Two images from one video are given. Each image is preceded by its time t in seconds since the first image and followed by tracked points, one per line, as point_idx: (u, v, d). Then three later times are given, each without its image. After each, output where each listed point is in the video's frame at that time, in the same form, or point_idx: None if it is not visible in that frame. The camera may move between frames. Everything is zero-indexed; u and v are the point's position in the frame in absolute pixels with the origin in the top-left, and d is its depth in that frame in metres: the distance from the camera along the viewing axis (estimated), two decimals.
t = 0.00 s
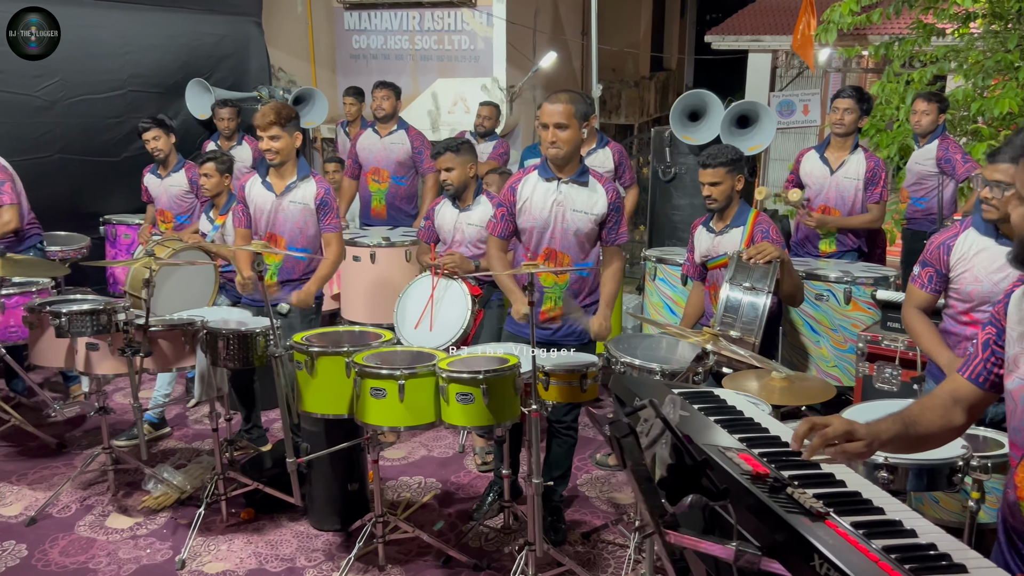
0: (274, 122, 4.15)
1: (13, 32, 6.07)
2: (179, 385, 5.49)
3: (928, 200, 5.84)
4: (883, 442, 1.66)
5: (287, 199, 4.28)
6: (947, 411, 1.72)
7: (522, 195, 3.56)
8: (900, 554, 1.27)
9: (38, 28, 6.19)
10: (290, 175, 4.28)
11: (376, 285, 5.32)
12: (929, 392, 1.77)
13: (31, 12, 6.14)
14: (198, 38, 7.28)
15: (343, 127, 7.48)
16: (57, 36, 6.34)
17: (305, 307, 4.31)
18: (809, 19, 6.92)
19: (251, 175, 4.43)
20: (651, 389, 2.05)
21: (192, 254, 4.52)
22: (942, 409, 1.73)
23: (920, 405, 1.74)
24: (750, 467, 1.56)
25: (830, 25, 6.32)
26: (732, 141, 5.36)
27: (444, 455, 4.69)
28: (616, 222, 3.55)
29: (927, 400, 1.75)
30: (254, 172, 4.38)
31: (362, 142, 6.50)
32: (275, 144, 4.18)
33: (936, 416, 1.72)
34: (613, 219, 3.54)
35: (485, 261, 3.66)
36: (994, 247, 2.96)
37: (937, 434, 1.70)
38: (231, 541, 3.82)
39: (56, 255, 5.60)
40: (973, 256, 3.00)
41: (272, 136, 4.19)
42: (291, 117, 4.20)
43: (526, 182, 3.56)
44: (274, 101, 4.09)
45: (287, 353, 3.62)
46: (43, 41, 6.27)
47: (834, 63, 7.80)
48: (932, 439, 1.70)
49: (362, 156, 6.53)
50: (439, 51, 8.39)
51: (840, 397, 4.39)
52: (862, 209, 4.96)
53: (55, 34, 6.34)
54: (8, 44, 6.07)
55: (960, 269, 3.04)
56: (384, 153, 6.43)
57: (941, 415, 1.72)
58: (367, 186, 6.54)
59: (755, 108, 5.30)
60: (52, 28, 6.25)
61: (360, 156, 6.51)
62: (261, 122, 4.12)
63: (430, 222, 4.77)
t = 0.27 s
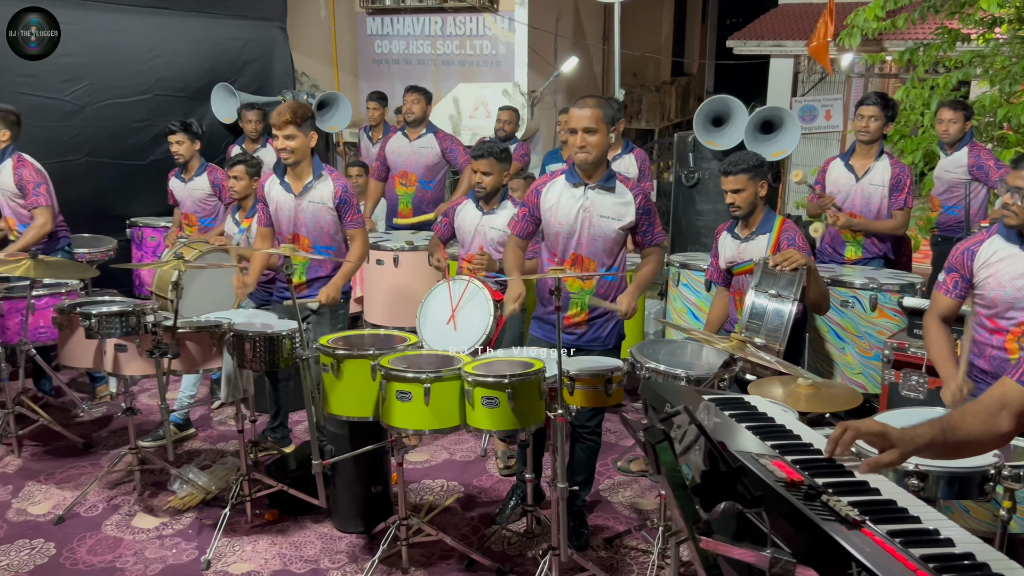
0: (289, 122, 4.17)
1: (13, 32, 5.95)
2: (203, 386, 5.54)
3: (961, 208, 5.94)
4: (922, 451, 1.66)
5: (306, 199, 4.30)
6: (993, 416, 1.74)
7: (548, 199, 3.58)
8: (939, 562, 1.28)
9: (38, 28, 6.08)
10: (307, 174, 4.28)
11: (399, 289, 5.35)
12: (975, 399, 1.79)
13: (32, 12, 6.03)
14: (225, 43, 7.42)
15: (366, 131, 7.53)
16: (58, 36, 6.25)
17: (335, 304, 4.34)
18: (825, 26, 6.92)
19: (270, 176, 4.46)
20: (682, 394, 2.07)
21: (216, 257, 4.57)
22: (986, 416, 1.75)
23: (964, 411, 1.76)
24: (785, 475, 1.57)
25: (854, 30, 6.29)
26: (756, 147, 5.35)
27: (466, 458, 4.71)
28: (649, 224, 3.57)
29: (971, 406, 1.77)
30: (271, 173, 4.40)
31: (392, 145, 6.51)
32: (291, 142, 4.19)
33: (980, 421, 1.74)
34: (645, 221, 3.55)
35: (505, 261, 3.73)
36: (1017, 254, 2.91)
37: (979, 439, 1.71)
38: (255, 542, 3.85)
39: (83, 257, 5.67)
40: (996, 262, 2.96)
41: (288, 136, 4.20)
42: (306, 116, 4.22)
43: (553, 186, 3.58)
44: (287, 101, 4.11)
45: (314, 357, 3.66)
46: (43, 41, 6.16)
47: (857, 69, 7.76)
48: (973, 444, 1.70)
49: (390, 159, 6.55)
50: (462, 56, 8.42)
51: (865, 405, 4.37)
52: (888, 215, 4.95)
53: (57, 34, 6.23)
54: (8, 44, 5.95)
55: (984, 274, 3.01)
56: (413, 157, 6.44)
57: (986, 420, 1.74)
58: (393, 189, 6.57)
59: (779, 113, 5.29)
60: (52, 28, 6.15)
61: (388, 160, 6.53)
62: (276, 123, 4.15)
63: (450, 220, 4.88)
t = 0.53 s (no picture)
0: (316, 130, 4.15)
1: (13, 32, 5.79)
2: (225, 388, 5.58)
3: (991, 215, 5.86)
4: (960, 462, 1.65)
5: (331, 204, 4.32)
6: None
7: (573, 205, 3.58)
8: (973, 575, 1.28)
9: (38, 28, 5.92)
10: (334, 179, 4.31)
11: (420, 293, 5.37)
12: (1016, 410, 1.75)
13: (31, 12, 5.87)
14: (251, 48, 7.59)
15: (387, 136, 7.58)
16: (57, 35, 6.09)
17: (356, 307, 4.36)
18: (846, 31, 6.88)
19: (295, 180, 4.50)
20: (708, 399, 2.08)
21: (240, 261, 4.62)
22: None
23: (1004, 423, 1.73)
24: (816, 482, 1.58)
25: (877, 36, 6.25)
26: (779, 152, 5.33)
27: (486, 463, 4.71)
28: (669, 233, 3.54)
29: (1013, 418, 1.73)
30: (298, 178, 4.44)
31: (417, 149, 6.54)
32: (319, 151, 4.19)
33: (1021, 433, 1.70)
34: (666, 230, 3.53)
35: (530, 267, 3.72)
36: None
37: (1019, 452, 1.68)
38: (278, 544, 3.87)
39: (108, 259, 5.73)
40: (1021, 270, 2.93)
41: (315, 143, 4.19)
42: (334, 123, 4.19)
43: (578, 193, 3.58)
44: (315, 111, 4.06)
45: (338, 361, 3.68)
46: (43, 41, 6.01)
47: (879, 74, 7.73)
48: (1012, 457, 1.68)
49: (415, 161, 6.57)
50: (482, 61, 8.45)
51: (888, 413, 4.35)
52: (914, 222, 4.94)
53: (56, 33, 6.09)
54: (8, 44, 5.79)
55: (1011, 283, 2.97)
56: (438, 161, 6.46)
57: None
58: (420, 192, 6.60)
59: (802, 118, 5.28)
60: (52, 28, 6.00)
61: (415, 163, 6.55)
62: (304, 132, 4.13)
63: (471, 223, 4.90)
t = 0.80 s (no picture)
0: (338, 130, 4.22)
1: (13, 32, 5.67)
2: (246, 391, 5.62)
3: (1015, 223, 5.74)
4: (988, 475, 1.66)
5: (353, 207, 4.36)
6: None
7: (592, 211, 3.59)
8: None
9: (38, 28, 5.81)
10: (353, 182, 4.34)
11: (439, 297, 5.39)
12: None
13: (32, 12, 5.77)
14: (272, 54, 7.67)
15: (407, 141, 7.62)
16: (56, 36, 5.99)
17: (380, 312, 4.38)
18: (869, 36, 6.84)
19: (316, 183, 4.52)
20: (733, 407, 2.09)
21: (260, 264, 4.65)
22: None
23: None
24: (844, 493, 1.59)
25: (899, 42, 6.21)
26: (800, 159, 5.32)
27: (505, 467, 4.72)
28: (690, 240, 3.58)
29: None
30: (318, 180, 4.46)
31: (442, 155, 6.59)
32: (339, 151, 4.25)
33: None
34: (687, 237, 3.56)
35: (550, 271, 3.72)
36: None
37: None
38: (299, 546, 3.90)
39: (132, 263, 5.79)
40: None
41: (336, 144, 4.25)
42: (354, 124, 4.27)
43: (597, 198, 3.59)
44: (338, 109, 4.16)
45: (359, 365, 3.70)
46: (43, 41, 5.90)
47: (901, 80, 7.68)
48: None
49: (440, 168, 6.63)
50: (501, 66, 8.47)
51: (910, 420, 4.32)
52: (936, 229, 4.93)
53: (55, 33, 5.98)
54: (8, 44, 5.67)
55: None
56: (462, 167, 6.50)
57: None
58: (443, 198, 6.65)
59: (823, 125, 5.27)
60: (52, 28, 5.90)
61: (440, 168, 6.60)
62: (326, 131, 4.21)
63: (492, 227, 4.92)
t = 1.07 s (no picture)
0: (366, 142, 4.24)
1: (14, 32, 5.56)
2: (267, 393, 5.67)
3: None
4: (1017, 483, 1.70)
5: (381, 215, 4.39)
6: None
7: (611, 215, 3.59)
8: None
9: (37, 28, 5.74)
10: (383, 190, 4.39)
11: (459, 301, 5.41)
12: None
13: (31, 11, 5.67)
14: (294, 58, 7.75)
15: (428, 145, 7.66)
16: (56, 36, 5.89)
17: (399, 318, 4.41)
18: (893, 38, 6.78)
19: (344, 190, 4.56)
20: (758, 413, 2.12)
21: (284, 268, 4.70)
22: None
23: None
24: (871, 500, 1.65)
25: (922, 46, 6.17)
26: (822, 164, 5.31)
27: (525, 471, 4.74)
28: (708, 244, 3.57)
29: None
30: (347, 186, 4.50)
31: (468, 161, 6.62)
32: (369, 162, 4.28)
33: None
34: (705, 241, 3.56)
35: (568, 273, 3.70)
36: None
37: None
38: (320, 548, 3.92)
39: (156, 265, 5.85)
40: None
41: (365, 155, 4.28)
42: (382, 135, 4.28)
43: (616, 203, 3.59)
44: (364, 123, 4.16)
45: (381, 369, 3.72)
46: (43, 41, 5.80)
47: (922, 84, 7.64)
48: None
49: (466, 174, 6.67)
50: (521, 70, 8.49)
51: (933, 428, 4.30)
52: (958, 235, 4.91)
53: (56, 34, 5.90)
54: (8, 45, 5.57)
55: None
56: (486, 171, 6.53)
57: None
58: (467, 204, 6.69)
59: (845, 130, 5.26)
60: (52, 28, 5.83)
61: (465, 174, 6.64)
62: (354, 144, 4.23)
63: (512, 227, 4.97)
